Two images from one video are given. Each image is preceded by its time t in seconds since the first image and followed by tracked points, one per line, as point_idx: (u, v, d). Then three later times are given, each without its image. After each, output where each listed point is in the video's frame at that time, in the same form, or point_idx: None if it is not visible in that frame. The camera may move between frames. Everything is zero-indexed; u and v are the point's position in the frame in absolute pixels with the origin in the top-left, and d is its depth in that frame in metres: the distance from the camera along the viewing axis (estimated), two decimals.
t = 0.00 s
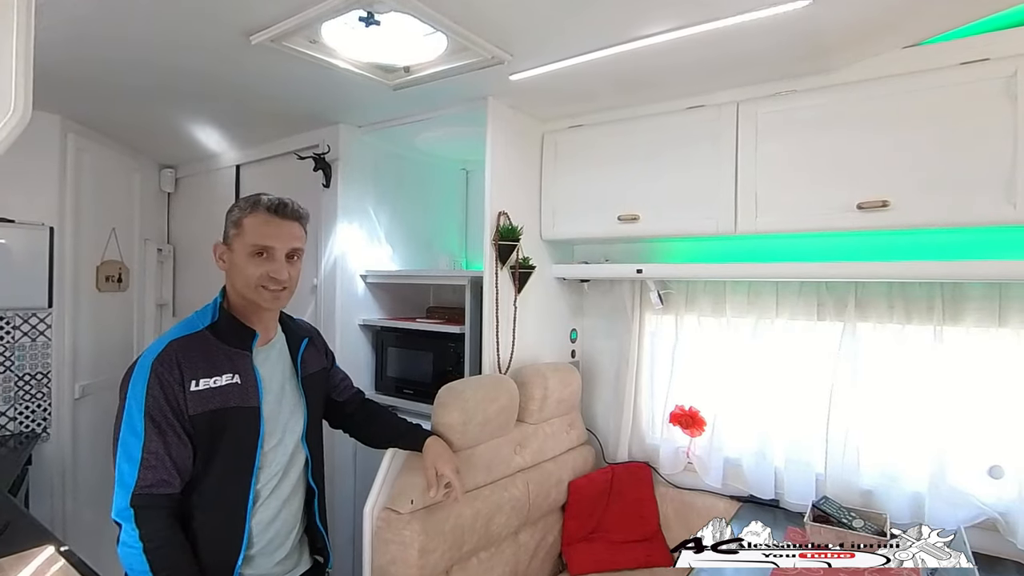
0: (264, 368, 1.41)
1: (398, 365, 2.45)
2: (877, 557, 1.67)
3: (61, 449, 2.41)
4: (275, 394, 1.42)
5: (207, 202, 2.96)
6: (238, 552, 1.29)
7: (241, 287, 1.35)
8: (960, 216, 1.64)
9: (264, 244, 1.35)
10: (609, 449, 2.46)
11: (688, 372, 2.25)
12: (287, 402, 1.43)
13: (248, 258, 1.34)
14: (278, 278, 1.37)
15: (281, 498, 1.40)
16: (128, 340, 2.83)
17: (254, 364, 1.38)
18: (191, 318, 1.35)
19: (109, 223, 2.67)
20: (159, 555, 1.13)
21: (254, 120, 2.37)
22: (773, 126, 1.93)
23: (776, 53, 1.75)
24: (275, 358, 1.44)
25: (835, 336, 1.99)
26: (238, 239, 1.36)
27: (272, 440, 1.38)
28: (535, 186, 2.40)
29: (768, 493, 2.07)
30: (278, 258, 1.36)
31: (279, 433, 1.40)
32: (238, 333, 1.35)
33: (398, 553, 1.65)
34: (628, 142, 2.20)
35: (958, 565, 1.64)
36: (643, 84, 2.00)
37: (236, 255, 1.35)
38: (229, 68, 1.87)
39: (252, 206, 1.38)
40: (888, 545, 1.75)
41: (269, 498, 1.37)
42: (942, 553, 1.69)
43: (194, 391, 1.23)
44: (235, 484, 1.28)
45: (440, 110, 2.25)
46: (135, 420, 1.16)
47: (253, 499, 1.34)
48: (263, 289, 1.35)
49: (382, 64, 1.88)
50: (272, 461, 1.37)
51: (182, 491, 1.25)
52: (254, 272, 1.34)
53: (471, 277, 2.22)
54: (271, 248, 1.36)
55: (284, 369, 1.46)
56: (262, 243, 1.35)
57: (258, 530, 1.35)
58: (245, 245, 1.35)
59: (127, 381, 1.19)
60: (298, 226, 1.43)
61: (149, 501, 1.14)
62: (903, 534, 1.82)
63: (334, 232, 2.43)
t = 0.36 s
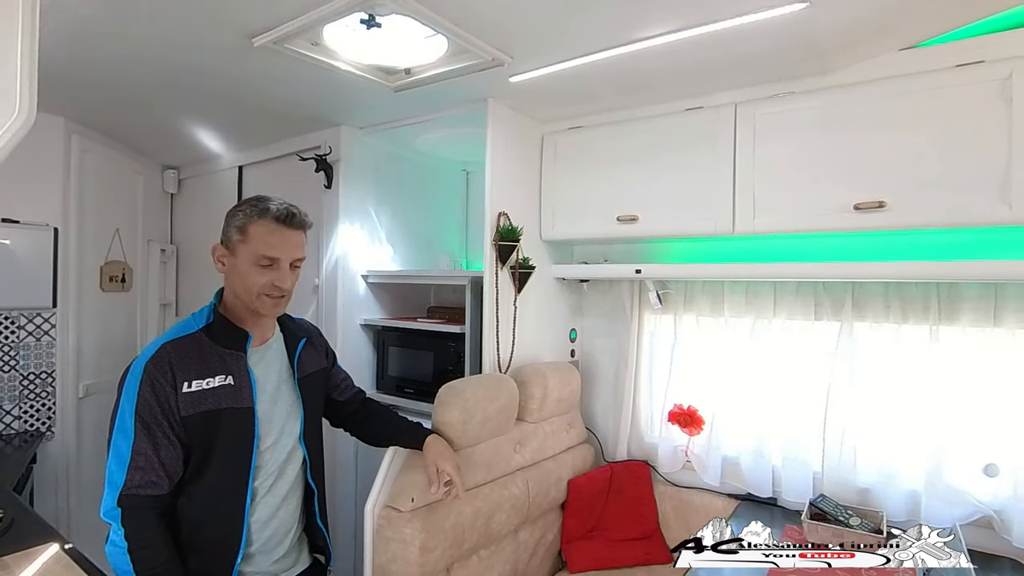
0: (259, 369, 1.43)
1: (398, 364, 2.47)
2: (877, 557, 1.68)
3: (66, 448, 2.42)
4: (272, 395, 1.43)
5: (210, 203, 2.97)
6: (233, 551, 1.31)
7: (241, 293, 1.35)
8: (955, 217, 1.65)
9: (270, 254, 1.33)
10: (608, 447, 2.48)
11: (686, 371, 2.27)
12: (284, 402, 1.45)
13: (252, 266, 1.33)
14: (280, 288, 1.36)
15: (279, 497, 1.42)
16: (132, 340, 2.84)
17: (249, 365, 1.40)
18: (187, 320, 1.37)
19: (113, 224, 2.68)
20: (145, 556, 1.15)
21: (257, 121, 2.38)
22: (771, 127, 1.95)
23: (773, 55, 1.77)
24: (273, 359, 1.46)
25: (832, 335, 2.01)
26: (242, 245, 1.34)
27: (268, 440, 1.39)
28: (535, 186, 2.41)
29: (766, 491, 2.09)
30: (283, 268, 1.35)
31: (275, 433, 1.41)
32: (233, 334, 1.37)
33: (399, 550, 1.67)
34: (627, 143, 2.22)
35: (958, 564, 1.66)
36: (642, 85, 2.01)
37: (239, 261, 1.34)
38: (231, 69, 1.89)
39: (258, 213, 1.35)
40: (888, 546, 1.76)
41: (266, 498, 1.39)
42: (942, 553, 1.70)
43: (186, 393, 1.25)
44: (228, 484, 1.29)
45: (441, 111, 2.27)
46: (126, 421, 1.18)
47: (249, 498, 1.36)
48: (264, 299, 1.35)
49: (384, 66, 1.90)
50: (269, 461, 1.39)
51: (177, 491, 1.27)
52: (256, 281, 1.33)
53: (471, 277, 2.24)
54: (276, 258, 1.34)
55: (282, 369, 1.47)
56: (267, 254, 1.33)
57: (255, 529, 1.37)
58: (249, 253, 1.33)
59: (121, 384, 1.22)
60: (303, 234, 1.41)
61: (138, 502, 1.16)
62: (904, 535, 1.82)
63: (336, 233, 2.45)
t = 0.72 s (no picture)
0: (256, 369, 1.44)
1: (399, 364, 2.48)
2: (877, 557, 1.70)
3: (70, 446, 2.44)
4: (270, 393, 1.45)
5: (212, 204, 2.99)
6: (230, 550, 1.33)
7: (250, 292, 1.37)
8: (951, 217, 1.67)
9: (283, 253, 1.37)
10: (608, 446, 2.50)
11: (685, 371, 2.29)
12: (282, 402, 1.46)
13: (264, 265, 1.36)
14: (289, 287, 1.40)
15: (276, 496, 1.43)
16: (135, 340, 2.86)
17: (245, 364, 1.41)
18: (184, 320, 1.39)
19: (117, 225, 2.70)
20: (143, 554, 1.17)
21: (261, 123, 2.40)
22: (769, 128, 1.97)
23: (770, 57, 1.79)
24: (270, 359, 1.48)
25: (829, 335, 2.02)
26: (253, 244, 1.36)
27: (266, 440, 1.41)
28: (535, 187, 2.43)
29: (763, 489, 2.11)
30: (293, 267, 1.40)
31: (273, 432, 1.42)
32: (229, 333, 1.38)
33: (400, 548, 1.69)
34: (626, 144, 2.24)
35: (958, 564, 1.67)
36: (641, 87, 2.03)
37: (249, 260, 1.36)
38: (233, 71, 1.91)
39: (268, 213, 1.39)
40: (889, 546, 1.77)
41: (264, 497, 1.41)
42: (942, 553, 1.72)
43: (182, 392, 1.27)
44: (225, 483, 1.31)
45: (442, 113, 2.29)
46: (124, 420, 1.20)
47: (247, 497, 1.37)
48: (275, 297, 1.38)
49: (385, 68, 1.92)
50: (267, 460, 1.41)
51: (174, 490, 1.28)
52: (268, 280, 1.37)
53: (472, 277, 2.26)
54: (287, 257, 1.39)
55: (279, 369, 1.49)
56: (280, 252, 1.37)
57: (252, 528, 1.39)
58: (262, 252, 1.36)
59: (118, 383, 1.23)
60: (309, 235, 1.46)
61: (136, 500, 1.18)
62: (903, 534, 1.84)
63: (337, 233, 2.47)
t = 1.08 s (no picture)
0: (257, 365, 1.46)
1: (401, 363, 2.50)
2: (877, 557, 1.71)
3: (74, 445, 2.46)
4: (271, 389, 1.46)
5: (215, 205, 3.01)
6: (231, 546, 1.34)
7: (249, 289, 1.39)
8: (946, 218, 1.69)
9: (281, 250, 1.39)
10: (607, 444, 2.52)
11: (683, 370, 2.31)
12: (282, 398, 1.48)
13: (263, 262, 1.38)
14: (288, 284, 1.42)
15: (277, 493, 1.45)
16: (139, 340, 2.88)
17: (245, 360, 1.43)
18: (185, 317, 1.41)
19: (120, 225, 2.72)
20: (145, 550, 1.18)
21: (263, 124, 2.41)
22: (767, 130, 1.99)
23: (768, 59, 1.81)
24: (270, 356, 1.49)
25: (826, 334, 2.04)
26: (251, 242, 1.38)
27: (266, 437, 1.42)
28: (535, 188, 2.45)
29: (761, 487, 2.13)
30: (292, 264, 1.42)
31: (273, 429, 1.44)
32: (229, 330, 1.40)
33: (401, 546, 1.70)
34: (625, 145, 2.26)
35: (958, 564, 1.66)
36: (641, 89, 2.05)
37: (247, 257, 1.38)
38: (236, 73, 1.92)
39: (266, 211, 1.41)
40: (889, 546, 1.79)
41: (265, 493, 1.42)
42: (942, 553, 1.70)
43: (182, 388, 1.28)
44: (226, 479, 1.33)
45: (443, 114, 2.30)
46: (125, 417, 1.22)
47: (247, 494, 1.39)
48: (274, 294, 1.40)
49: (386, 70, 1.94)
50: (267, 456, 1.42)
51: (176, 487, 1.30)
52: (267, 277, 1.38)
53: (472, 278, 2.27)
54: (286, 254, 1.41)
55: (279, 365, 1.51)
56: (278, 250, 1.39)
57: (253, 525, 1.41)
58: (261, 249, 1.38)
59: (119, 380, 1.25)
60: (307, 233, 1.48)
61: (137, 496, 1.19)
62: (903, 534, 1.85)
63: (338, 233, 2.48)
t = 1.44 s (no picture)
0: (260, 364, 1.47)
1: (401, 362, 2.52)
2: (878, 557, 1.69)
3: (78, 444, 2.48)
4: (273, 388, 1.48)
5: (217, 205, 3.03)
6: (234, 545, 1.36)
7: (249, 287, 1.40)
8: (943, 218, 1.70)
9: (280, 247, 1.40)
10: (606, 443, 2.54)
11: (682, 369, 2.33)
12: (285, 397, 1.49)
13: (262, 260, 1.40)
14: (288, 281, 1.43)
15: (280, 491, 1.46)
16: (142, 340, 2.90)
17: (248, 359, 1.45)
18: (188, 317, 1.42)
19: (124, 226, 2.74)
20: (148, 549, 1.20)
21: (265, 125, 2.43)
22: (765, 131, 2.00)
23: (766, 61, 1.82)
24: (273, 355, 1.51)
25: (824, 334, 2.06)
26: (250, 240, 1.40)
27: (269, 436, 1.44)
28: (535, 188, 2.47)
29: (759, 486, 2.15)
30: (291, 261, 1.43)
31: (276, 428, 1.45)
32: (231, 330, 1.41)
33: (401, 544, 1.72)
34: (624, 146, 2.27)
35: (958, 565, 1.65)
36: (640, 91, 2.07)
37: (246, 256, 1.40)
38: (239, 75, 1.94)
39: (264, 209, 1.43)
40: (889, 546, 1.79)
41: (268, 492, 1.44)
42: (942, 554, 1.69)
43: (185, 388, 1.30)
44: (228, 478, 1.34)
45: (443, 115, 2.32)
46: (128, 416, 1.24)
47: (250, 493, 1.40)
48: (274, 291, 1.41)
49: (387, 72, 1.95)
50: (269, 455, 1.44)
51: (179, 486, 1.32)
52: (266, 274, 1.40)
53: (472, 278, 2.29)
54: (285, 251, 1.42)
55: (282, 365, 1.52)
56: (277, 247, 1.41)
57: (256, 524, 1.42)
58: (259, 247, 1.40)
59: (123, 380, 1.27)
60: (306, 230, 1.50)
61: (141, 495, 1.21)
62: (903, 535, 1.85)
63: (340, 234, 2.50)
